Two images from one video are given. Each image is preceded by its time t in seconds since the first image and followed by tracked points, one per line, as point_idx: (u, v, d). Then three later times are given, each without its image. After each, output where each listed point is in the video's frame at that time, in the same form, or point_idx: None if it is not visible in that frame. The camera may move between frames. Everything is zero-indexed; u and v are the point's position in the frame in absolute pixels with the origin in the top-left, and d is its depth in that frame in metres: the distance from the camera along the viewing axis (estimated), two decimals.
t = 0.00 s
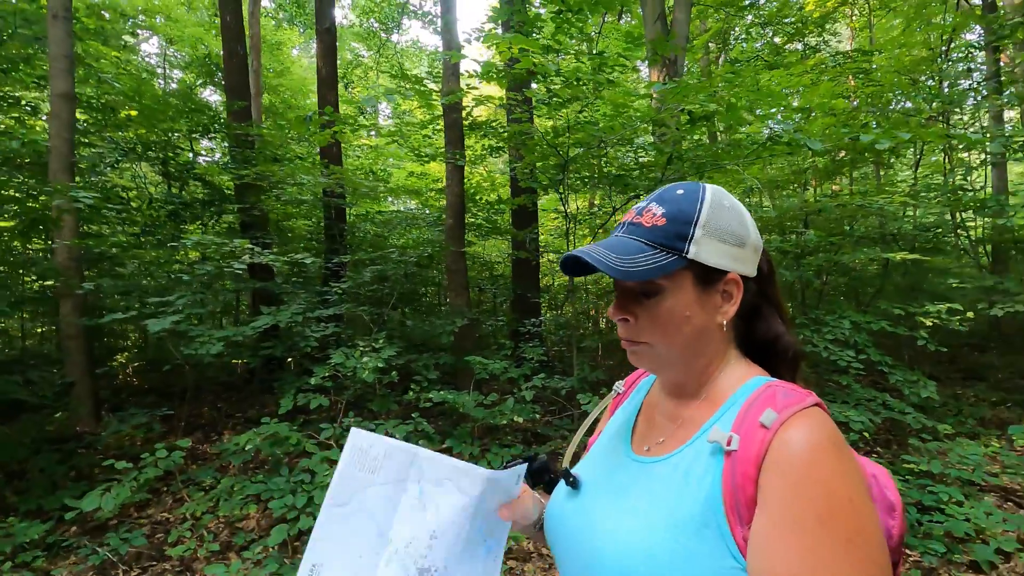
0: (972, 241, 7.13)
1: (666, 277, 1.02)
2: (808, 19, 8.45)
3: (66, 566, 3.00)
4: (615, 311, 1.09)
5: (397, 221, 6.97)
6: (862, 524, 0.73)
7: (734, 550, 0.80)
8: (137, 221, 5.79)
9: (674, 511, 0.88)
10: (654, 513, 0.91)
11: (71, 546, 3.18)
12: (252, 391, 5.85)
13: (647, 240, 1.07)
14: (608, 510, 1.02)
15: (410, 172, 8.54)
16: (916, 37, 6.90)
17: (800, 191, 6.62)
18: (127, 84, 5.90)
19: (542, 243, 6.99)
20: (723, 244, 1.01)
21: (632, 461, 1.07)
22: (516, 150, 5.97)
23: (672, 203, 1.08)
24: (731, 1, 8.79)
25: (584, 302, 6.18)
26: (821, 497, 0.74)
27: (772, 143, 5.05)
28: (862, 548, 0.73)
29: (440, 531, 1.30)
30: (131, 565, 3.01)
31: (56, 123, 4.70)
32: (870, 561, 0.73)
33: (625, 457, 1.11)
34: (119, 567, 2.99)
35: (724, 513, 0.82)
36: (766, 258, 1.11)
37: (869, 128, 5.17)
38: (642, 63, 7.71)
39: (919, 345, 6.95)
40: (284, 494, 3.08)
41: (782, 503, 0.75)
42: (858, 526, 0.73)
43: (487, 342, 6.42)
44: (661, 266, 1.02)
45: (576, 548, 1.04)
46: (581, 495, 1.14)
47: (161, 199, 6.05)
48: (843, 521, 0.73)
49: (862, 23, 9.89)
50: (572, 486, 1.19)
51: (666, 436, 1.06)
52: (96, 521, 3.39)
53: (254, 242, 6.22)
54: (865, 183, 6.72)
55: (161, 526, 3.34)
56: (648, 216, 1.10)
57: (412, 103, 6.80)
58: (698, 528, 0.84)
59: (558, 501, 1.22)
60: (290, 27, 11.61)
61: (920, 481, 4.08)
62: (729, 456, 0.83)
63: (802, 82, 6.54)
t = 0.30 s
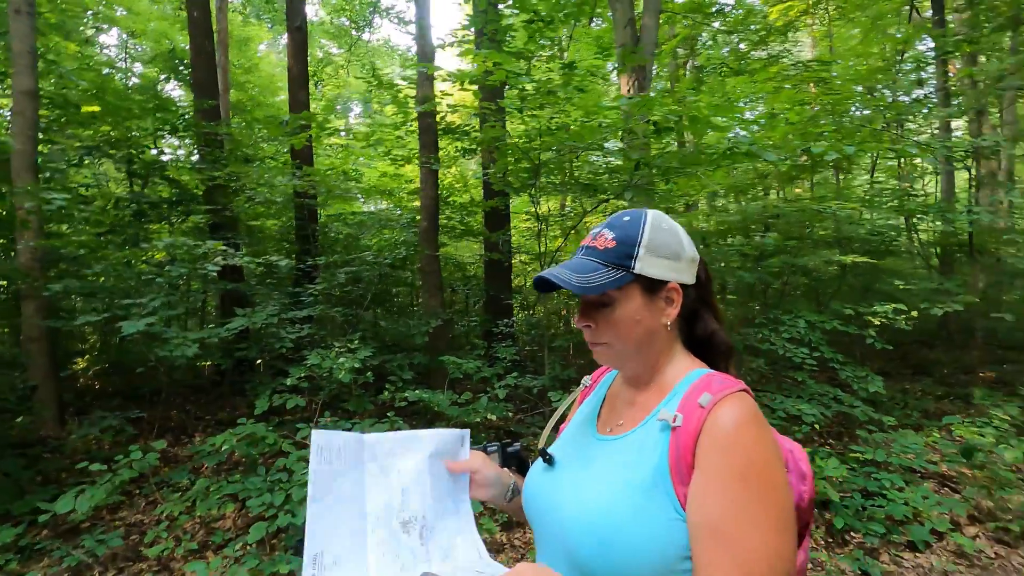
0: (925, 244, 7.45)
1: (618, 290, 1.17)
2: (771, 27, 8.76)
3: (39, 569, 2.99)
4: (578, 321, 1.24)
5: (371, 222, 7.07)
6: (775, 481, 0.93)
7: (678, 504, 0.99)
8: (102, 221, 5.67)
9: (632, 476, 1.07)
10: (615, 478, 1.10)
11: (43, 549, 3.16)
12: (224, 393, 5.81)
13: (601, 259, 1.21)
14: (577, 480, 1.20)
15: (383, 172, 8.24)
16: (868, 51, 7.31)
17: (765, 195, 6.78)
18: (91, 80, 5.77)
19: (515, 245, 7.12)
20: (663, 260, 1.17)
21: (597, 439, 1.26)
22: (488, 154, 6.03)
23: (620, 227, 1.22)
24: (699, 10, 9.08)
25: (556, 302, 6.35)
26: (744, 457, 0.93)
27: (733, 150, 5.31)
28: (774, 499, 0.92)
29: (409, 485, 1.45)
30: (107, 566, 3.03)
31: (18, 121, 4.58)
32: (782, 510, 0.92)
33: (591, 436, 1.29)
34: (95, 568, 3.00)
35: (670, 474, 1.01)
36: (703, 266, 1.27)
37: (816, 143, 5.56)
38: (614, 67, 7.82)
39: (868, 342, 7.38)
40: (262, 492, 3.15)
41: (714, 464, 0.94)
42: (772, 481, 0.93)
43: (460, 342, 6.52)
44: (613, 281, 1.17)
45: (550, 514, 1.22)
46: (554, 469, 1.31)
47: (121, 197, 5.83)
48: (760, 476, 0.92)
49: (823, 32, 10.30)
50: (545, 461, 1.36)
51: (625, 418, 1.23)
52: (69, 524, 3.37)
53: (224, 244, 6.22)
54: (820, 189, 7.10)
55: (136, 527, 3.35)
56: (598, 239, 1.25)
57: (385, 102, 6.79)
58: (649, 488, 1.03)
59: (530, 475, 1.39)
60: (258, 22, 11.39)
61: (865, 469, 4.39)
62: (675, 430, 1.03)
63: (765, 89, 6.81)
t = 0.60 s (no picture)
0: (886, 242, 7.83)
1: (572, 287, 1.46)
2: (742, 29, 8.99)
3: (17, 564, 3.03)
4: (538, 313, 1.52)
5: (347, 220, 7.07)
6: (700, 451, 1.12)
7: (623, 472, 1.18)
8: (72, 218, 5.65)
9: (584, 450, 1.25)
10: (572, 452, 1.28)
11: (21, 546, 3.19)
12: (199, 391, 5.78)
13: (557, 262, 1.49)
14: (538, 457, 1.37)
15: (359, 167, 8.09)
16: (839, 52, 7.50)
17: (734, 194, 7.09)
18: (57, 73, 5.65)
19: (491, 242, 7.22)
20: (607, 263, 1.46)
21: (555, 420, 1.45)
22: (465, 153, 6.05)
23: (573, 235, 1.51)
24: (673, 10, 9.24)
25: (532, 298, 6.49)
26: (676, 431, 1.12)
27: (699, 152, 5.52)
28: (700, 466, 1.11)
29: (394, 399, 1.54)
30: (86, 560, 3.08)
31: None
32: (707, 473, 1.13)
33: (550, 417, 1.48)
34: (74, 563, 3.06)
35: (617, 447, 1.20)
36: (643, 271, 1.57)
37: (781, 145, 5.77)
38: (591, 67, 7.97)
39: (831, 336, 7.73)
40: (241, 485, 3.22)
41: (651, 437, 1.14)
42: (699, 448, 1.13)
43: (438, 338, 6.61)
44: (568, 280, 1.45)
45: (515, 487, 1.39)
46: (518, 448, 1.49)
47: (89, 192, 5.71)
48: (689, 445, 1.12)
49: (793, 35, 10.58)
50: (510, 439, 1.55)
51: (579, 400, 1.43)
52: (46, 521, 3.40)
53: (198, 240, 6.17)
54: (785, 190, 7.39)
55: (115, 523, 3.40)
56: (556, 245, 1.53)
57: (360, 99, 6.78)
58: (600, 459, 1.21)
59: (496, 452, 1.58)
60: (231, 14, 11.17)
61: (821, 454, 4.65)
62: (619, 409, 1.22)
63: (735, 90, 7.02)
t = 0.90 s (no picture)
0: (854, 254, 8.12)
1: (560, 292, 1.61)
2: (720, 45, 9.27)
3: None
4: (525, 310, 1.62)
5: (329, 230, 7.16)
6: (657, 453, 1.23)
7: (589, 475, 1.27)
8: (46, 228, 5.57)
9: (553, 455, 1.34)
10: (541, 457, 1.37)
11: None
12: (175, 403, 5.71)
13: (551, 267, 1.64)
14: (510, 463, 1.45)
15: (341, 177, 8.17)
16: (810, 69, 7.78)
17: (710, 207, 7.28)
18: (33, 82, 5.60)
19: (473, 252, 7.29)
20: (590, 281, 1.66)
21: (527, 428, 1.53)
22: (446, 165, 6.13)
23: (564, 250, 1.69)
24: (651, 26, 9.49)
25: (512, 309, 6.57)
26: (636, 437, 1.23)
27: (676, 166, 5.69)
28: (657, 467, 1.22)
29: (376, 405, 1.64)
30: None
31: None
32: (663, 472, 1.23)
33: (522, 425, 1.56)
34: None
35: (583, 452, 1.29)
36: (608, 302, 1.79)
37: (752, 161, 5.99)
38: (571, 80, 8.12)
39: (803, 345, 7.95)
40: (220, 498, 3.22)
41: (614, 442, 1.24)
42: (658, 452, 1.24)
43: (419, 348, 6.63)
44: (559, 285, 1.60)
45: (489, 492, 1.46)
46: (491, 455, 1.56)
47: (65, 201, 5.65)
48: (648, 450, 1.23)
49: (767, 52, 10.93)
50: (483, 448, 1.62)
51: (550, 409, 1.52)
52: (17, 537, 3.34)
53: (177, 251, 6.12)
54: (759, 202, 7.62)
55: (89, 538, 3.34)
56: (547, 255, 1.68)
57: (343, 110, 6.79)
58: (568, 463, 1.30)
59: (470, 460, 1.64)
60: (212, 24, 11.14)
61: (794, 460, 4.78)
62: (586, 416, 1.32)
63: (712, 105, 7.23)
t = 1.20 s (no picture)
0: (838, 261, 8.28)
1: (558, 301, 1.72)
2: (708, 54, 9.42)
3: None
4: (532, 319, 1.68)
5: (320, 235, 7.12)
6: (647, 457, 1.30)
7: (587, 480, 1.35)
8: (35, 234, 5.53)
9: (549, 461, 1.43)
10: (538, 464, 1.46)
11: None
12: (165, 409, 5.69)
13: (555, 277, 1.75)
14: (508, 469, 1.53)
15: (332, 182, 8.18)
16: (797, 78, 7.92)
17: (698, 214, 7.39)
18: (22, 86, 5.55)
19: (464, 257, 7.33)
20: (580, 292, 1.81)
21: (522, 438, 1.59)
22: (439, 172, 6.17)
23: (557, 262, 1.81)
24: (641, 34, 9.60)
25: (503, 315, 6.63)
26: (620, 440, 1.30)
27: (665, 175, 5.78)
28: (647, 470, 1.29)
29: (414, 401, 1.67)
30: None
31: None
32: (651, 474, 1.31)
33: (517, 436, 1.62)
34: None
35: (576, 458, 1.38)
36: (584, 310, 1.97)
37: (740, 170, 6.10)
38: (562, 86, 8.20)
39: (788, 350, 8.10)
40: (213, 504, 3.24)
41: (600, 445, 1.31)
42: (641, 457, 1.29)
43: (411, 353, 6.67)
44: (557, 294, 1.71)
45: (486, 495, 1.54)
46: (489, 461, 1.64)
47: (54, 206, 5.63)
48: (631, 452, 1.28)
49: (755, 61, 11.10)
50: (479, 459, 1.67)
51: (544, 419, 1.59)
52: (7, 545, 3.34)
53: (168, 256, 6.11)
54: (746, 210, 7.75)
55: (80, 545, 3.35)
56: (543, 267, 1.78)
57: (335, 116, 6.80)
58: (564, 470, 1.39)
59: (467, 472, 1.69)
60: (203, 28, 11.10)
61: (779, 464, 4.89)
62: (579, 424, 1.40)
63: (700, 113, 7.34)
